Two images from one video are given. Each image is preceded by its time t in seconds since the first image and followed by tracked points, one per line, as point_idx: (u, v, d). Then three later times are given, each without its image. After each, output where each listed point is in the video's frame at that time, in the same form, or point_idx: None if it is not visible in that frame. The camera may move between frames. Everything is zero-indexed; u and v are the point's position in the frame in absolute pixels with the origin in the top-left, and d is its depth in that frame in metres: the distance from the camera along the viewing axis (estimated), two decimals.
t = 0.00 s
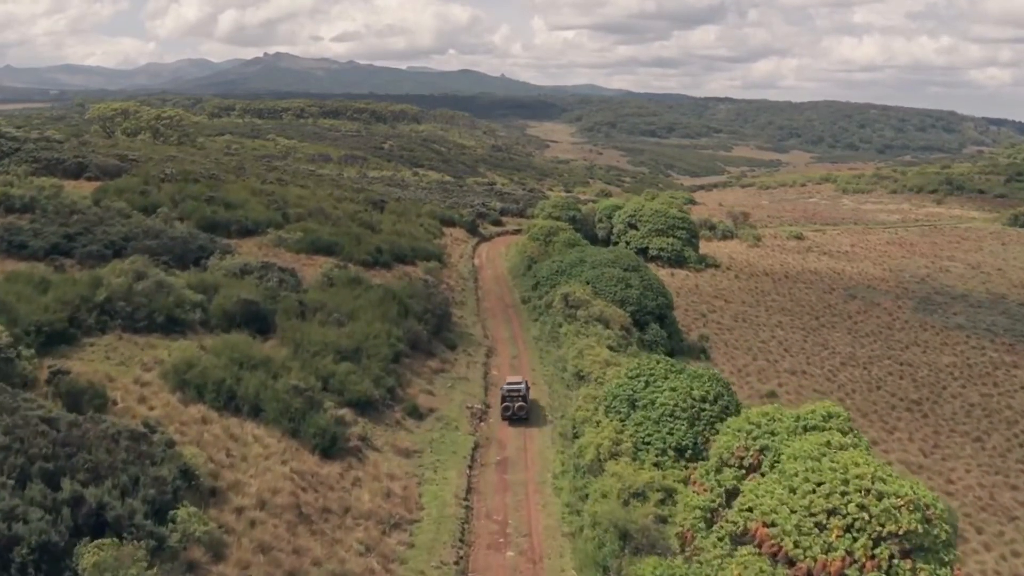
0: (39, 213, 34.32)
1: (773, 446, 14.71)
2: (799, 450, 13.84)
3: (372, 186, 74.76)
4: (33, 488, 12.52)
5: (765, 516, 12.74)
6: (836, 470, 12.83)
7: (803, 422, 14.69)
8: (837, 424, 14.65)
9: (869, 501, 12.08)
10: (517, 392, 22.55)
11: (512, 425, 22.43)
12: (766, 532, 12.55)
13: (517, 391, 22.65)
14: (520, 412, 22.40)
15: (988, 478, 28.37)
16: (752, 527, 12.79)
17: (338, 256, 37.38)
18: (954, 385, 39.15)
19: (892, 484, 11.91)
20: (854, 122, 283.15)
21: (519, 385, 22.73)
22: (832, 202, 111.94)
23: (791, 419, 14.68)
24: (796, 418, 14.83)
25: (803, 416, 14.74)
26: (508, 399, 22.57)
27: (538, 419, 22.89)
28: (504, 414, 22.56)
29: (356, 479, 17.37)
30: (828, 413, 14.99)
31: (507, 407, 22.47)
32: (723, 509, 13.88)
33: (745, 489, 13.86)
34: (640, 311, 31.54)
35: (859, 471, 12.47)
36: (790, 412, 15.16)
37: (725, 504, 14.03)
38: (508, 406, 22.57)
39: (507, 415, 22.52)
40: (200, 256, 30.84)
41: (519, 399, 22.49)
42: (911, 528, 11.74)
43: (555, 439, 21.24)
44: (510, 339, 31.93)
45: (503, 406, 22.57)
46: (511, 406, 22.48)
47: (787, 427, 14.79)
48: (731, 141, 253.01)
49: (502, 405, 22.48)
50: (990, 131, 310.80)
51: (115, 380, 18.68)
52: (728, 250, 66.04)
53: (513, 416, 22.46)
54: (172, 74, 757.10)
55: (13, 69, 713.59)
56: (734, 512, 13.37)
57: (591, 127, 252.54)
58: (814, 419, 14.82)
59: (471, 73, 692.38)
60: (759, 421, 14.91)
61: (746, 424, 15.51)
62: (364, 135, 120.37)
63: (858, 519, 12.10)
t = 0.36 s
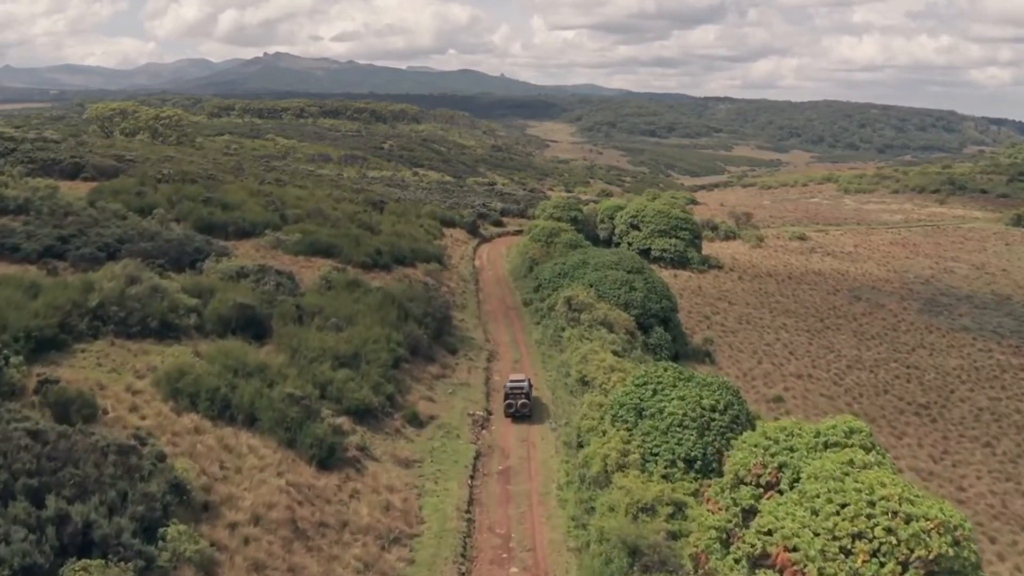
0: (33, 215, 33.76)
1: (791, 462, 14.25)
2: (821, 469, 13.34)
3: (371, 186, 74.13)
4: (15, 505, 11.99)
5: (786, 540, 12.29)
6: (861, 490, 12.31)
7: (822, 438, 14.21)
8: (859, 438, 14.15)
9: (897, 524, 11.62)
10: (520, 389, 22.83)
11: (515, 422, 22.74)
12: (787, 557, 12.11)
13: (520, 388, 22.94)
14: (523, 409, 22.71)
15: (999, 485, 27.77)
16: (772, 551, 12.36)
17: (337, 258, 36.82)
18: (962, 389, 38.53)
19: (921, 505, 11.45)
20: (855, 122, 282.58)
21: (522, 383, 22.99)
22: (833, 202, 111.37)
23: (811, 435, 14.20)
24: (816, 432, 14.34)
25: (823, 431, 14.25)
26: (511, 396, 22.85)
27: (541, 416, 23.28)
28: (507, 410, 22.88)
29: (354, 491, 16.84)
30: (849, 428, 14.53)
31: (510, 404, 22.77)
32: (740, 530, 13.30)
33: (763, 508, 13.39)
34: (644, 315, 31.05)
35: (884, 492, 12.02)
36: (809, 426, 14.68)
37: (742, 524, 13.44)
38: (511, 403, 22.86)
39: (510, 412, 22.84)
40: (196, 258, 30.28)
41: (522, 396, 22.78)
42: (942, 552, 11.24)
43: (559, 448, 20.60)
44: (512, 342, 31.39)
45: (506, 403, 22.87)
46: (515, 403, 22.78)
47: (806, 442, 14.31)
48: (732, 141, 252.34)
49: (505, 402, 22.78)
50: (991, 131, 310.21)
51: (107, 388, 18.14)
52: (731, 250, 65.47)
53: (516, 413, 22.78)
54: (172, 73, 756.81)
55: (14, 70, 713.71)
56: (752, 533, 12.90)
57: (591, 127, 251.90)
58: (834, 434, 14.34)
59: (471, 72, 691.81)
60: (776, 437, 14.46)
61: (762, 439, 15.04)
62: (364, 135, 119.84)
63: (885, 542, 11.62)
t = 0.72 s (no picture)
0: (27, 216, 33.15)
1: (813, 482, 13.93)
2: (845, 489, 12.98)
3: (371, 186, 73.50)
4: None
5: (808, 565, 11.98)
6: (889, 514, 11.98)
7: (846, 457, 13.88)
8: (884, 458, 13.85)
9: (928, 550, 11.26)
10: (523, 387, 23.01)
11: (517, 419, 22.89)
12: None
13: (523, 386, 23.12)
14: (526, 407, 22.87)
15: (1012, 492, 27.21)
16: None
17: (336, 260, 36.21)
18: (971, 393, 37.97)
19: (954, 531, 11.08)
20: (855, 122, 281.89)
21: (524, 381, 23.20)
22: (835, 202, 110.81)
23: (834, 454, 13.87)
24: (840, 451, 14.02)
25: (848, 450, 13.89)
26: (514, 394, 23.01)
27: (543, 414, 23.48)
28: (510, 408, 23.06)
29: (352, 506, 16.29)
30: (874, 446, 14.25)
31: (512, 401, 22.96)
32: (757, 554, 13.19)
33: (784, 531, 13.08)
34: (648, 318, 30.52)
35: (915, 517, 11.72)
36: (832, 444, 14.36)
37: (763, 547, 13.29)
38: (513, 401, 23.04)
39: (513, 410, 23.02)
40: (191, 261, 29.69)
41: (524, 394, 22.96)
42: None
43: (562, 457, 20.03)
44: (514, 346, 30.80)
45: (508, 401, 23.04)
46: (517, 401, 22.95)
47: (829, 461, 13.98)
48: (733, 140, 251.59)
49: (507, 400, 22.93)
50: (991, 130, 309.75)
51: (97, 398, 17.56)
52: (734, 251, 64.90)
53: (519, 410, 22.94)
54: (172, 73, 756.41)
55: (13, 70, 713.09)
56: (772, 558, 12.68)
57: (591, 126, 251.17)
58: (859, 452, 14.03)
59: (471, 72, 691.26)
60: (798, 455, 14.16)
61: (782, 457, 14.72)
62: (363, 135, 119.14)
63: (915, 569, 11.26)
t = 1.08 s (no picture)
0: (20, 218, 32.60)
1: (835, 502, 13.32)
2: (872, 513, 12.34)
3: (371, 187, 72.93)
4: None
5: None
6: (920, 541, 11.33)
7: (871, 477, 13.23)
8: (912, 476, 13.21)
9: None
10: (525, 384, 23.29)
11: (520, 417, 23.14)
12: None
13: (525, 384, 23.35)
14: (528, 405, 23.09)
15: None
16: None
17: (334, 263, 35.63)
18: (979, 397, 37.37)
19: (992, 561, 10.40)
20: (856, 122, 281.41)
21: (527, 378, 23.47)
22: (838, 202, 110.28)
23: (857, 473, 13.24)
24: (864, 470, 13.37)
25: (873, 469, 13.25)
26: (517, 391, 23.24)
27: (546, 412, 23.66)
28: (513, 406, 23.30)
29: (350, 521, 15.73)
30: (900, 464, 13.66)
31: (515, 399, 23.20)
32: None
33: (806, 556, 12.50)
34: (652, 322, 29.97)
35: (947, 544, 11.10)
36: (854, 461, 13.74)
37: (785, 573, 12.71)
38: (516, 398, 23.28)
39: (516, 407, 23.25)
40: (187, 264, 29.10)
41: (527, 391, 23.20)
42: None
43: (564, 469, 19.49)
44: (515, 351, 30.27)
45: (512, 398, 23.27)
46: (520, 398, 23.19)
47: (853, 480, 13.35)
48: (733, 140, 250.96)
49: (511, 397, 23.18)
50: (992, 130, 309.26)
51: (86, 408, 16.97)
52: (736, 253, 64.33)
53: (522, 408, 23.16)
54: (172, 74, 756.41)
55: (13, 70, 712.99)
56: None
57: (592, 126, 250.66)
58: (884, 470, 13.40)
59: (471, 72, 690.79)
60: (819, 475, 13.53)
61: (802, 476, 14.10)
62: (363, 135, 118.56)
63: None
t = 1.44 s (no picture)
0: (12, 220, 31.99)
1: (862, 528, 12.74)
2: (905, 542, 11.73)
3: (370, 188, 72.35)
4: None
5: None
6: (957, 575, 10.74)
7: (900, 503, 12.69)
8: (942, 504, 12.69)
9: None
10: (528, 383, 23.51)
11: (523, 416, 23.26)
12: None
13: (528, 382, 23.59)
14: (531, 403, 23.27)
15: None
16: None
17: (332, 266, 35.02)
18: (988, 402, 36.73)
19: None
20: (857, 121, 280.90)
21: (530, 377, 23.69)
22: (840, 202, 109.66)
23: (887, 499, 12.69)
24: (893, 496, 12.80)
25: (904, 496, 12.67)
26: (520, 390, 23.45)
27: (548, 409, 23.85)
28: (516, 405, 23.44)
29: (347, 539, 15.14)
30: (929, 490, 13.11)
31: (518, 397, 23.35)
32: None
33: None
34: (657, 327, 29.39)
35: None
36: (882, 486, 13.19)
37: None
38: (519, 397, 23.44)
39: (518, 406, 23.41)
40: (182, 267, 28.48)
41: (530, 390, 23.42)
42: None
43: (568, 483, 18.87)
44: (517, 356, 29.71)
45: (515, 397, 23.43)
46: (523, 397, 23.33)
47: (881, 506, 12.77)
48: (733, 140, 250.35)
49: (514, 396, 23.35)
50: (993, 130, 308.70)
51: (74, 420, 16.35)
52: (739, 254, 63.77)
53: (524, 407, 23.31)
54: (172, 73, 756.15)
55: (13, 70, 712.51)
56: None
57: (592, 126, 250.09)
58: (913, 497, 12.84)
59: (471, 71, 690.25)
60: (844, 500, 12.93)
61: (826, 500, 13.47)
62: (363, 135, 117.94)
63: None
